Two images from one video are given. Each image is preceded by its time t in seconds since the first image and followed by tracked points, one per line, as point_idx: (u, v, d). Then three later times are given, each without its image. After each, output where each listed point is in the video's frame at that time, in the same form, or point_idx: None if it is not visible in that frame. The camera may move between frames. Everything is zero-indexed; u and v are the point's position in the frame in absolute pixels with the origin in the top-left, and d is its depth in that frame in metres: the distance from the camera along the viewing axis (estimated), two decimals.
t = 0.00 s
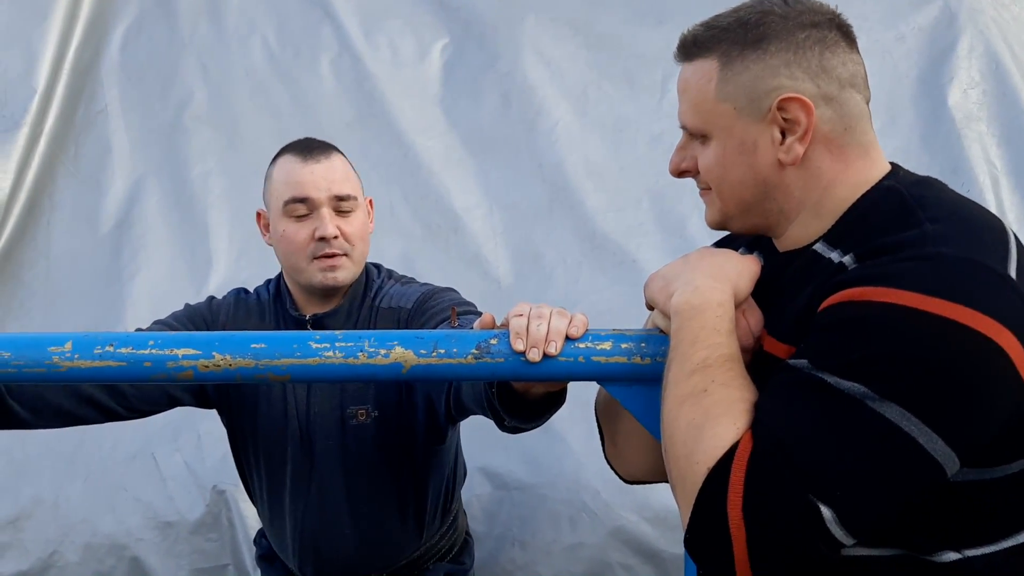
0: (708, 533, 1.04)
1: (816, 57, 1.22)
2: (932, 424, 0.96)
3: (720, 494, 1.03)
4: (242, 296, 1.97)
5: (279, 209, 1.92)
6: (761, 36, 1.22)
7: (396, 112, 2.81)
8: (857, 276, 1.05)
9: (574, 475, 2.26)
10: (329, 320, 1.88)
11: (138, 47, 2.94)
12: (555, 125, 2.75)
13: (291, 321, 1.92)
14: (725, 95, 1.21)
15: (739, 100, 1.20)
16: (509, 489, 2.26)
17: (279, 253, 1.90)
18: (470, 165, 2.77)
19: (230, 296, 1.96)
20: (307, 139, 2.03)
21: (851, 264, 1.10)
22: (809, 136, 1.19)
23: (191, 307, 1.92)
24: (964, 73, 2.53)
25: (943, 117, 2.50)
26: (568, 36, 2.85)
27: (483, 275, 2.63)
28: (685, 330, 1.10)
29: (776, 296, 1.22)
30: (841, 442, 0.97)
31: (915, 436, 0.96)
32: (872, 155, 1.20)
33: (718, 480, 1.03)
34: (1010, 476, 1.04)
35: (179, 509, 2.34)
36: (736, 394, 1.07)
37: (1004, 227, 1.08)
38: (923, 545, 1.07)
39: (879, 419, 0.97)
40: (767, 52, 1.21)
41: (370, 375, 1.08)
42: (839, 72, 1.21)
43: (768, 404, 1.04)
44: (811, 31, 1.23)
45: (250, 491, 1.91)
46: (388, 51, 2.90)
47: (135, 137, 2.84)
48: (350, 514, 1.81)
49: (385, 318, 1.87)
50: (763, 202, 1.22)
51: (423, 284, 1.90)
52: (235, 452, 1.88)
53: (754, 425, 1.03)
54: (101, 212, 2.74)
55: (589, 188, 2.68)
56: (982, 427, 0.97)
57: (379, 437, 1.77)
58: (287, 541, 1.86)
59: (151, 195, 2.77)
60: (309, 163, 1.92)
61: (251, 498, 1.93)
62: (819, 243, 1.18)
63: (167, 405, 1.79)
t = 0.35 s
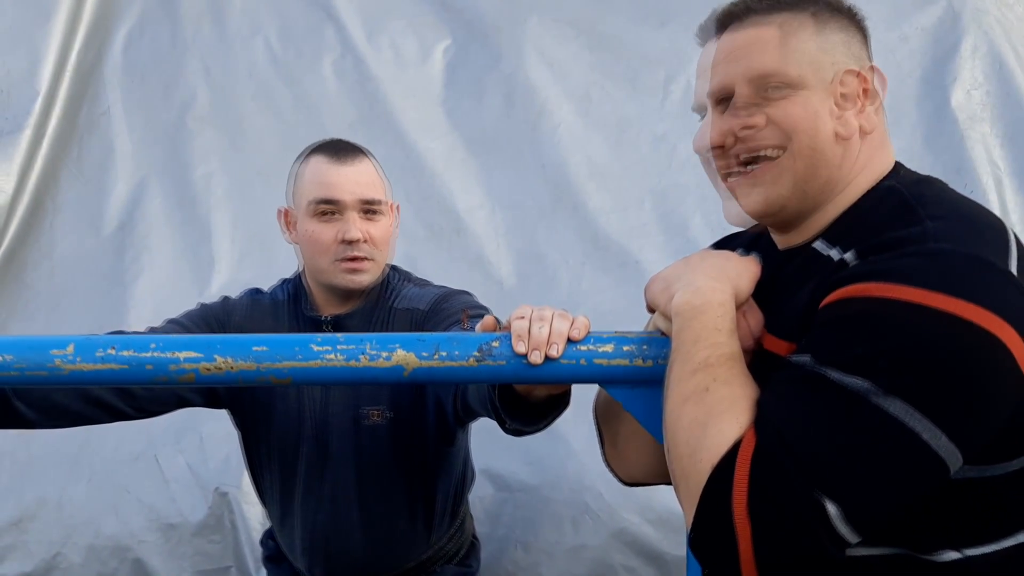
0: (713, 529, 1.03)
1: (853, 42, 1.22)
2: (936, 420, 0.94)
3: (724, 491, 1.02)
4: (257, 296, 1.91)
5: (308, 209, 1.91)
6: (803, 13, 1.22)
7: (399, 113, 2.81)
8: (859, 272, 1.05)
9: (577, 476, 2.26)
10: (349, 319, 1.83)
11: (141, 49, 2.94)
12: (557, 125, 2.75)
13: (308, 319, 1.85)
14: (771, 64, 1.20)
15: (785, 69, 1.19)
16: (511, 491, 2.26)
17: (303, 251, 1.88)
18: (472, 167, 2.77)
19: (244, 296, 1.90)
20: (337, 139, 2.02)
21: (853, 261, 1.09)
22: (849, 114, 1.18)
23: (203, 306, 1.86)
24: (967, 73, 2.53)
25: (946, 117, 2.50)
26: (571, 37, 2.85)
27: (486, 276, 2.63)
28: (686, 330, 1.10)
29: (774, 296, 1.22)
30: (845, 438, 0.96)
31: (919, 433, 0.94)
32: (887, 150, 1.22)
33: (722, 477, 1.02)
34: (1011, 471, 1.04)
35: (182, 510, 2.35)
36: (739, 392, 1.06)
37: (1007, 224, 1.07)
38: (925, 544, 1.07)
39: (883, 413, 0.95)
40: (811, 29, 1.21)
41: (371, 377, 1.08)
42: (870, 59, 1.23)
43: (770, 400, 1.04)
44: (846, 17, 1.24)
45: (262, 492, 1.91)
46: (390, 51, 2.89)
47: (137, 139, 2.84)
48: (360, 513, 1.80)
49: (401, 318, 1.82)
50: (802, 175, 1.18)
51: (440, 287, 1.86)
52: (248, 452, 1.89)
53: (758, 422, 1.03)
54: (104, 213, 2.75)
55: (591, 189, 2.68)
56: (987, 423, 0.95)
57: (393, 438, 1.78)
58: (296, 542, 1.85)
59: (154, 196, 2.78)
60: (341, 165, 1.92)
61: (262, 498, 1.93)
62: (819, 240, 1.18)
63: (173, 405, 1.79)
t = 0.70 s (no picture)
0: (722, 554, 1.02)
1: (849, 68, 1.22)
2: (943, 445, 0.95)
3: (734, 515, 1.01)
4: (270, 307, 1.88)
5: (330, 220, 1.87)
6: (800, 41, 1.20)
7: (398, 121, 2.81)
8: (863, 298, 1.05)
9: (575, 487, 2.26)
10: (364, 333, 1.80)
11: (142, 55, 2.94)
12: (557, 134, 2.75)
13: (324, 333, 1.82)
14: (773, 101, 1.17)
15: (790, 103, 1.17)
16: (510, 502, 2.26)
17: (323, 262, 1.84)
18: (472, 175, 2.77)
19: (256, 308, 1.86)
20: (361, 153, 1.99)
21: (859, 287, 1.09)
22: (852, 139, 1.19)
23: (216, 319, 1.82)
24: (967, 83, 2.53)
25: (945, 128, 2.50)
26: (571, 45, 2.85)
27: (485, 285, 2.63)
28: (688, 354, 1.10)
29: (772, 318, 1.22)
30: (855, 463, 0.96)
31: (926, 458, 0.95)
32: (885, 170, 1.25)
33: (732, 501, 1.02)
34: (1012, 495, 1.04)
35: (181, 520, 2.35)
36: (743, 416, 1.06)
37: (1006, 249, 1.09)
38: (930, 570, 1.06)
39: (892, 439, 0.96)
40: (810, 58, 1.19)
41: (366, 401, 1.08)
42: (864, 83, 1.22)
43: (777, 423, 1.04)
44: (842, 41, 1.23)
45: (273, 502, 1.91)
46: (390, 59, 2.90)
47: (138, 146, 2.85)
48: (371, 525, 1.80)
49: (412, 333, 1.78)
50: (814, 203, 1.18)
51: (453, 301, 1.82)
52: (259, 463, 1.89)
53: (764, 444, 1.02)
54: (104, 221, 2.75)
55: (590, 198, 2.68)
56: (991, 448, 0.96)
57: (404, 451, 1.77)
58: (306, 553, 1.85)
59: (154, 204, 2.78)
60: (364, 178, 1.88)
61: (273, 508, 1.93)
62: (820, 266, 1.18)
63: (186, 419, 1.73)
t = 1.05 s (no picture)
0: None
1: (754, 101, 1.19)
2: (884, 490, 0.93)
3: (670, 553, 1.00)
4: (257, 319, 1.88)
5: (315, 232, 1.87)
6: (709, 82, 1.24)
7: (391, 126, 2.80)
8: (822, 334, 1.03)
9: (566, 495, 2.27)
10: (351, 344, 1.79)
11: (133, 59, 2.93)
12: (550, 139, 2.75)
13: (311, 346, 1.81)
14: (675, 146, 1.25)
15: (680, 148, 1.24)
16: (501, 510, 2.26)
17: (309, 275, 1.83)
18: (465, 180, 2.76)
19: (243, 321, 1.86)
20: (344, 164, 1.98)
21: (816, 321, 1.07)
22: (740, 177, 1.18)
23: (202, 333, 1.82)
24: (961, 90, 2.52)
25: (939, 135, 2.49)
26: (564, 50, 2.84)
27: (478, 291, 2.62)
28: (654, 384, 1.08)
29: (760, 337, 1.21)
30: (792, 504, 0.95)
31: (868, 504, 0.93)
32: (856, 198, 1.17)
33: (669, 537, 1.01)
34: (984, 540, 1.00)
35: (172, 527, 2.34)
36: (695, 450, 1.05)
37: (982, 286, 1.04)
38: None
39: (832, 483, 0.94)
40: (706, 101, 1.22)
41: (351, 422, 1.08)
42: (769, 115, 1.19)
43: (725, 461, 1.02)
44: (756, 74, 1.21)
45: (262, 513, 1.91)
46: (383, 63, 2.89)
47: (130, 150, 2.84)
48: (360, 538, 1.79)
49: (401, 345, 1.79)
50: (716, 240, 1.22)
51: (443, 311, 1.82)
52: (248, 475, 1.88)
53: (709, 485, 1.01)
54: (96, 226, 2.74)
55: (583, 204, 2.68)
56: (940, 496, 0.93)
57: (393, 463, 1.77)
58: (296, 564, 1.85)
59: (146, 208, 2.77)
60: (349, 189, 1.87)
61: (263, 520, 1.92)
62: (796, 293, 1.13)
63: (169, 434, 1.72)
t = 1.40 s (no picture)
0: None
1: (761, 104, 1.13)
2: (788, 520, 0.90)
3: (580, 561, 1.01)
4: (242, 323, 1.88)
5: (299, 235, 1.86)
6: (718, 81, 1.17)
7: (384, 127, 2.80)
8: (760, 353, 0.99)
9: (556, 497, 2.26)
10: (335, 346, 1.78)
11: (126, 59, 2.92)
12: (542, 141, 2.75)
13: (295, 351, 1.81)
14: (680, 144, 1.20)
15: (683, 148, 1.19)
16: (490, 511, 2.26)
17: (296, 279, 1.82)
18: (457, 182, 2.76)
19: (229, 324, 1.86)
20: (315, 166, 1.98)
21: (760, 340, 1.04)
22: (742, 185, 1.12)
23: (188, 337, 1.83)
24: (953, 93, 2.52)
25: (931, 138, 2.49)
26: (557, 51, 2.84)
27: (469, 292, 2.62)
28: (611, 389, 1.09)
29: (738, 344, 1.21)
30: (694, 527, 0.93)
31: (770, 534, 0.91)
32: (862, 214, 1.10)
33: (582, 549, 1.01)
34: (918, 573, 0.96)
35: (161, 527, 2.34)
36: (633, 461, 1.04)
37: (943, 313, 0.97)
38: None
39: (736, 511, 0.92)
40: (712, 102, 1.16)
41: (332, 425, 1.07)
42: (776, 122, 1.12)
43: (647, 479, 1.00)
44: (767, 75, 1.14)
45: (248, 514, 1.91)
46: (376, 64, 2.88)
47: (122, 150, 2.83)
48: (347, 538, 1.79)
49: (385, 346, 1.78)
50: (714, 246, 1.17)
51: (427, 312, 1.81)
52: (234, 476, 1.88)
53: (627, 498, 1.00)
54: (87, 226, 2.73)
55: (575, 205, 2.68)
56: (849, 530, 0.90)
57: (379, 464, 1.76)
58: (282, 564, 1.85)
59: (138, 208, 2.76)
60: (329, 190, 1.87)
61: (248, 521, 1.92)
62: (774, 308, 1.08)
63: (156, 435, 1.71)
